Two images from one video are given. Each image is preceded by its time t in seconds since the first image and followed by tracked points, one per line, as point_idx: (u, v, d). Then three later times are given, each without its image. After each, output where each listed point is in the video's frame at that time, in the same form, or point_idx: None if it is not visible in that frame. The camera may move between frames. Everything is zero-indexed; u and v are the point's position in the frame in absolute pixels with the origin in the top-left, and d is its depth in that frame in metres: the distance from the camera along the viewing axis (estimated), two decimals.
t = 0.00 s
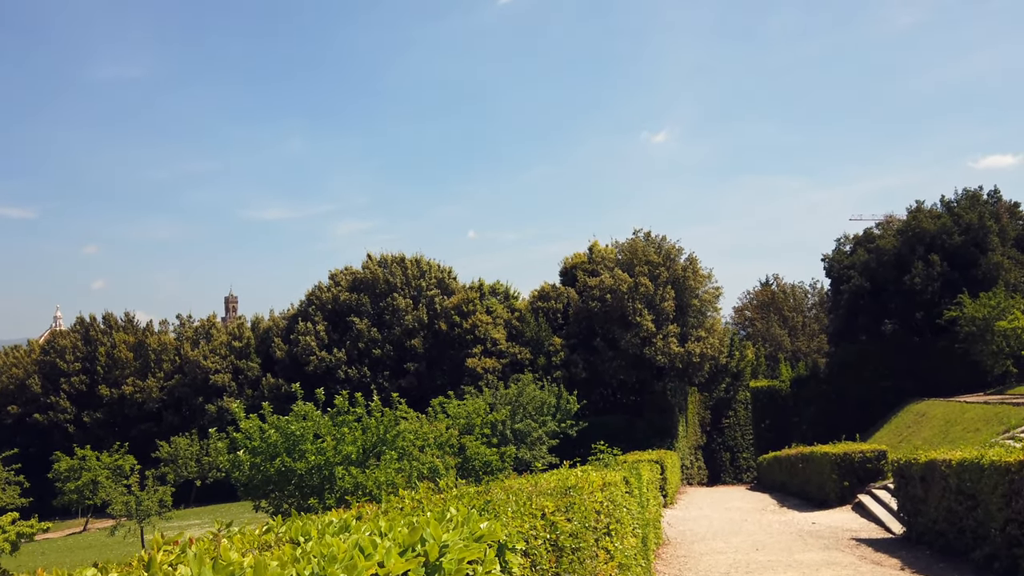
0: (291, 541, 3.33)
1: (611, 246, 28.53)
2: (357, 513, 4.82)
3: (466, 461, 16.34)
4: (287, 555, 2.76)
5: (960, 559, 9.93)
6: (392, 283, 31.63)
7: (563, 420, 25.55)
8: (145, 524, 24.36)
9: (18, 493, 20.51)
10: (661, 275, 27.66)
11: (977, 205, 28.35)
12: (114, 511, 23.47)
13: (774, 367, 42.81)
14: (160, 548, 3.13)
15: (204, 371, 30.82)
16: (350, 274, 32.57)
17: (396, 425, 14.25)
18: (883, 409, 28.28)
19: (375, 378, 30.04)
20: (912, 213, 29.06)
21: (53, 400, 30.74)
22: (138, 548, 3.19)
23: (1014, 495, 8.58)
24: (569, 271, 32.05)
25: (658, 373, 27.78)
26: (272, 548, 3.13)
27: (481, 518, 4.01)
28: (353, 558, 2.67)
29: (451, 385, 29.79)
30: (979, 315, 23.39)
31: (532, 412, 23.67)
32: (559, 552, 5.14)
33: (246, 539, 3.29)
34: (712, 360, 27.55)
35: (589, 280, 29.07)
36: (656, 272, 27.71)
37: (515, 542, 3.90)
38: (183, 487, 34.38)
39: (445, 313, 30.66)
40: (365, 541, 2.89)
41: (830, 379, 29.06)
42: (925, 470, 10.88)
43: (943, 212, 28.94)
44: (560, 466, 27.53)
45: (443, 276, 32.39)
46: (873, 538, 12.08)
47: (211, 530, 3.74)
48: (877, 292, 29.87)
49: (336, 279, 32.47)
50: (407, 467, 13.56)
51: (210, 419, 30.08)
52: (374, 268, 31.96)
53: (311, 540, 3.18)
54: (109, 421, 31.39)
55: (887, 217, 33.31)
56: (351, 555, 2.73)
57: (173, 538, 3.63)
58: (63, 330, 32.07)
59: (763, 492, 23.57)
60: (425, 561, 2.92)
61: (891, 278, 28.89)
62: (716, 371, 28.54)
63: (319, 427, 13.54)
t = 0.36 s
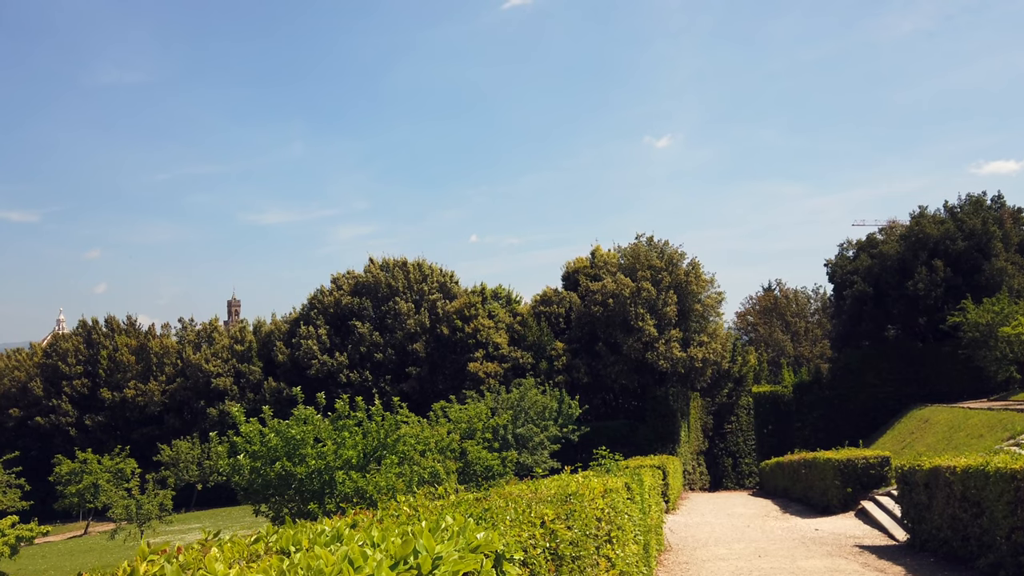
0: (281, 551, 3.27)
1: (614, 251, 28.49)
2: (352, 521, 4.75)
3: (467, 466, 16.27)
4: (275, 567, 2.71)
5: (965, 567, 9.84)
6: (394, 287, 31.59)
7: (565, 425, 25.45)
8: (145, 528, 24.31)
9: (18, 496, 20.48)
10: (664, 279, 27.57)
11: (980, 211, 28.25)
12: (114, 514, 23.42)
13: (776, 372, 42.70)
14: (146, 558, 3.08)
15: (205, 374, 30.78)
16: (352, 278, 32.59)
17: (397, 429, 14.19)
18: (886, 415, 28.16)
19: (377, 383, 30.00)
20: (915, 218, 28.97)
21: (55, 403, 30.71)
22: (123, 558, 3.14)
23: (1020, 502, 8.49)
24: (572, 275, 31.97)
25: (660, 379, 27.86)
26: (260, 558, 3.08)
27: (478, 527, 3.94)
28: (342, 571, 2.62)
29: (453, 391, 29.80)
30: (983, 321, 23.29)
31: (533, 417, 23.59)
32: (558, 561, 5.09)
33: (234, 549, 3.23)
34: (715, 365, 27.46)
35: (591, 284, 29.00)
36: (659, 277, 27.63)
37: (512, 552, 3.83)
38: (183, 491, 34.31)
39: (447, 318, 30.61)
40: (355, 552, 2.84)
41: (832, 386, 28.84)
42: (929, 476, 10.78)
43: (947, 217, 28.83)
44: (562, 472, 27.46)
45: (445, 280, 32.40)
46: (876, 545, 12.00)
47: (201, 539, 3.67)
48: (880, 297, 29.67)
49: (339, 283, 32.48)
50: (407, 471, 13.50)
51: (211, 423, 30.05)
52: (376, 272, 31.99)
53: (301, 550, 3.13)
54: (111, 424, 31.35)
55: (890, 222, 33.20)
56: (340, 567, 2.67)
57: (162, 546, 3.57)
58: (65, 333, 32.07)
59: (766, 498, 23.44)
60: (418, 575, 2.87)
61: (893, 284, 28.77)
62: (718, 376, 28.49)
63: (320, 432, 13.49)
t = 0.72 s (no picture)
0: (273, 562, 3.21)
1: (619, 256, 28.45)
2: (348, 530, 4.67)
3: (470, 471, 16.20)
4: None
5: None
6: (398, 292, 31.60)
7: (569, 430, 25.35)
8: (148, 532, 24.32)
9: (22, 499, 20.50)
10: (669, 284, 27.50)
11: (987, 217, 28.08)
12: (118, 519, 23.42)
13: (781, 378, 42.55)
14: (133, 569, 3.03)
15: (210, 378, 30.79)
16: (357, 282, 32.62)
17: (401, 434, 14.14)
18: (892, 422, 27.94)
19: (382, 387, 29.99)
20: (921, 224, 28.80)
21: (60, 406, 30.75)
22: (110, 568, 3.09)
23: None
24: (576, 280, 31.93)
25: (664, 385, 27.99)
26: (251, 570, 3.03)
27: (477, 536, 3.87)
28: None
29: (457, 396, 29.68)
30: (990, 327, 23.13)
31: (538, 422, 23.50)
32: (560, 571, 5.02)
33: (224, 559, 3.18)
34: (720, 371, 27.36)
35: (596, 289, 28.93)
36: (664, 282, 27.56)
37: (511, 562, 3.76)
38: (187, 495, 34.30)
39: (452, 322, 30.58)
40: (348, 564, 2.79)
41: (837, 392, 28.66)
42: (936, 484, 10.65)
43: (953, 223, 28.67)
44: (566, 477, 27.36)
45: (449, 284, 32.34)
46: (882, 553, 11.88)
47: (191, 548, 3.61)
48: (886, 303, 29.45)
49: (343, 288, 32.51)
50: (410, 477, 13.44)
51: (216, 427, 30.06)
52: (381, 277, 32.05)
53: (292, 561, 3.08)
54: (115, 428, 31.36)
55: (896, 228, 33.06)
56: None
57: (151, 556, 3.50)
58: (71, 337, 32.14)
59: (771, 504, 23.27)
60: None
61: (900, 290, 28.62)
62: (723, 382, 28.38)
63: (323, 436, 13.43)
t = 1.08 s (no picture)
0: None
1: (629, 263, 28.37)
2: (349, 541, 4.58)
3: (479, 478, 16.12)
4: None
5: None
6: (407, 298, 31.61)
7: (578, 437, 25.20)
8: (156, 537, 24.36)
9: (31, 503, 20.56)
10: (678, 292, 27.34)
11: (999, 225, 27.76)
12: (126, 524, 23.44)
13: (791, 386, 42.23)
14: None
15: (219, 384, 30.85)
16: (366, 288, 32.65)
17: (409, 440, 14.11)
18: (904, 431, 27.66)
19: (390, 394, 29.98)
20: (933, 232, 28.51)
21: (70, 411, 30.89)
22: None
23: None
24: (586, 287, 31.84)
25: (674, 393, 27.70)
26: None
27: (479, 549, 3.79)
28: None
29: (466, 403, 29.67)
30: (1002, 336, 22.78)
31: (546, 429, 23.39)
32: None
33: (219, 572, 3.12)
34: (730, 379, 27.17)
35: (605, 296, 28.82)
36: (673, 289, 27.41)
37: None
38: (196, 500, 34.34)
39: (461, 328, 30.49)
40: None
41: (848, 401, 28.37)
42: (949, 494, 10.43)
43: (965, 231, 28.37)
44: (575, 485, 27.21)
45: (458, 291, 32.32)
46: (894, 564, 11.68)
47: (186, 559, 3.54)
48: (898, 311, 29.08)
49: (352, 293, 32.54)
50: (418, 484, 13.38)
51: (225, 432, 30.11)
52: (390, 283, 32.06)
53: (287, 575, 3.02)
54: (125, 433, 31.44)
55: (907, 236, 32.75)
56: None
57: (144, 567, 3.44)
58: (81, 341, 32.30)
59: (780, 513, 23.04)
60: None
61: (910, 297, 28.33)
62: (733, 390, 28.15)
63: (330, 442, 13.37)
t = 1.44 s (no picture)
0: None
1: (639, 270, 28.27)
2: (353, 550, 4.54)
3: (489, 485, 16.05)
4: None
5: None
6: (418, 303, 31.65)
7: (589, 444, 25.04)
8: (166, 542, 24.41)
9: (44, 507, 20.67)
10: (689, 298, 27.20)
11: (1013, 232, 27.37)
12: (136, 528, 23.52)
13: (803, 394, 41.83)
14: None
15: (231, 389, 30.95)
16: (377, 294, 32.76)
17: (419, 447, 14.08)
18: (917, 440, 27.13)
19: (401, 400, 29.98)
20: (946, 239, 28.25)
21: (83, 415, 31.07)
22: None
23: None
24: (597, 294, 31.76)
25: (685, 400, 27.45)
26: None
27: (483, 559, 3.74)
28: None
29: (477, 409, 29.75)
30: (1017, 344, 22.39)
31: (557, 436, 23.28)
32: None
33: None
34: (741, 386, 26.97)
35: (616, 302, 28.73)
36: (684, 296, 27.26)
37: None
38: (207, 505, 34.44)
39: (471, 335, 30.48)
40: None
41: (860, 409, 28.19)
42: (964, 504, 10.22)
43: (979, 238, 28.05)
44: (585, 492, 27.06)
45: (469, 296, 32.31)
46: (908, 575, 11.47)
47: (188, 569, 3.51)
48: (910, 318, 28.97)
49: (364, 299, 32.63)
50: (428, 490, 13.33)
51: (236, 437, 30.22)
52: (401, 289, 32.12)
53: None
54: (137, 438, 31.60)
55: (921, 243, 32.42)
56: None
57: None
58: (95, 346, 32.53)
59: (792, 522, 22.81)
60: None
61: (923, 305, 28.11)
62: (744, 397, 27.92)
63: (340, 448, 13.35)
